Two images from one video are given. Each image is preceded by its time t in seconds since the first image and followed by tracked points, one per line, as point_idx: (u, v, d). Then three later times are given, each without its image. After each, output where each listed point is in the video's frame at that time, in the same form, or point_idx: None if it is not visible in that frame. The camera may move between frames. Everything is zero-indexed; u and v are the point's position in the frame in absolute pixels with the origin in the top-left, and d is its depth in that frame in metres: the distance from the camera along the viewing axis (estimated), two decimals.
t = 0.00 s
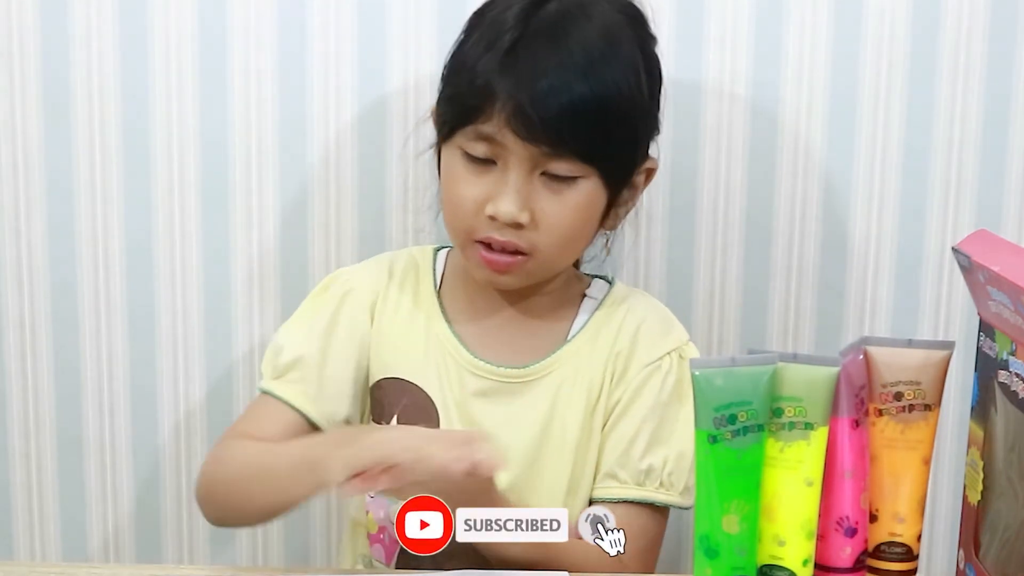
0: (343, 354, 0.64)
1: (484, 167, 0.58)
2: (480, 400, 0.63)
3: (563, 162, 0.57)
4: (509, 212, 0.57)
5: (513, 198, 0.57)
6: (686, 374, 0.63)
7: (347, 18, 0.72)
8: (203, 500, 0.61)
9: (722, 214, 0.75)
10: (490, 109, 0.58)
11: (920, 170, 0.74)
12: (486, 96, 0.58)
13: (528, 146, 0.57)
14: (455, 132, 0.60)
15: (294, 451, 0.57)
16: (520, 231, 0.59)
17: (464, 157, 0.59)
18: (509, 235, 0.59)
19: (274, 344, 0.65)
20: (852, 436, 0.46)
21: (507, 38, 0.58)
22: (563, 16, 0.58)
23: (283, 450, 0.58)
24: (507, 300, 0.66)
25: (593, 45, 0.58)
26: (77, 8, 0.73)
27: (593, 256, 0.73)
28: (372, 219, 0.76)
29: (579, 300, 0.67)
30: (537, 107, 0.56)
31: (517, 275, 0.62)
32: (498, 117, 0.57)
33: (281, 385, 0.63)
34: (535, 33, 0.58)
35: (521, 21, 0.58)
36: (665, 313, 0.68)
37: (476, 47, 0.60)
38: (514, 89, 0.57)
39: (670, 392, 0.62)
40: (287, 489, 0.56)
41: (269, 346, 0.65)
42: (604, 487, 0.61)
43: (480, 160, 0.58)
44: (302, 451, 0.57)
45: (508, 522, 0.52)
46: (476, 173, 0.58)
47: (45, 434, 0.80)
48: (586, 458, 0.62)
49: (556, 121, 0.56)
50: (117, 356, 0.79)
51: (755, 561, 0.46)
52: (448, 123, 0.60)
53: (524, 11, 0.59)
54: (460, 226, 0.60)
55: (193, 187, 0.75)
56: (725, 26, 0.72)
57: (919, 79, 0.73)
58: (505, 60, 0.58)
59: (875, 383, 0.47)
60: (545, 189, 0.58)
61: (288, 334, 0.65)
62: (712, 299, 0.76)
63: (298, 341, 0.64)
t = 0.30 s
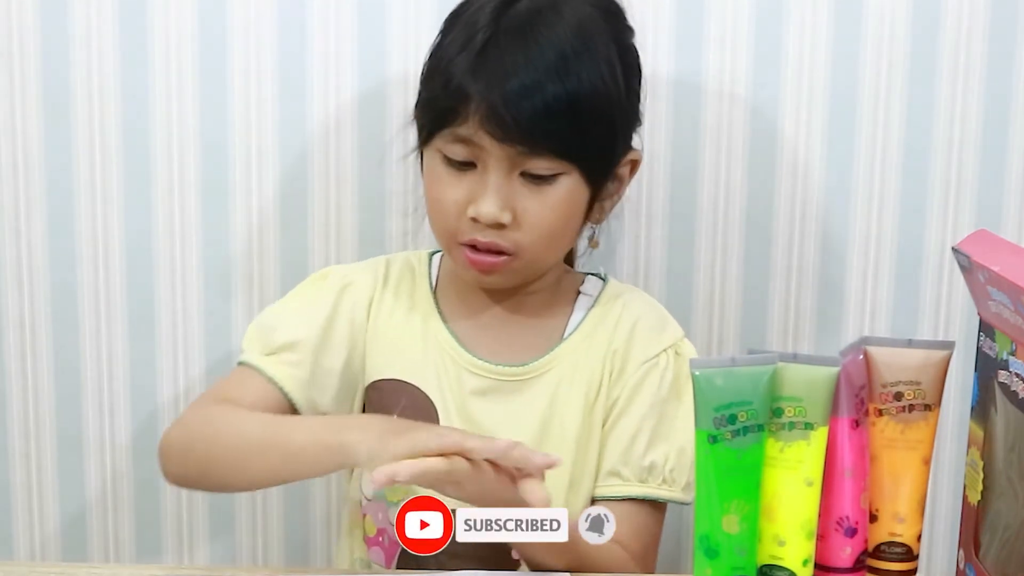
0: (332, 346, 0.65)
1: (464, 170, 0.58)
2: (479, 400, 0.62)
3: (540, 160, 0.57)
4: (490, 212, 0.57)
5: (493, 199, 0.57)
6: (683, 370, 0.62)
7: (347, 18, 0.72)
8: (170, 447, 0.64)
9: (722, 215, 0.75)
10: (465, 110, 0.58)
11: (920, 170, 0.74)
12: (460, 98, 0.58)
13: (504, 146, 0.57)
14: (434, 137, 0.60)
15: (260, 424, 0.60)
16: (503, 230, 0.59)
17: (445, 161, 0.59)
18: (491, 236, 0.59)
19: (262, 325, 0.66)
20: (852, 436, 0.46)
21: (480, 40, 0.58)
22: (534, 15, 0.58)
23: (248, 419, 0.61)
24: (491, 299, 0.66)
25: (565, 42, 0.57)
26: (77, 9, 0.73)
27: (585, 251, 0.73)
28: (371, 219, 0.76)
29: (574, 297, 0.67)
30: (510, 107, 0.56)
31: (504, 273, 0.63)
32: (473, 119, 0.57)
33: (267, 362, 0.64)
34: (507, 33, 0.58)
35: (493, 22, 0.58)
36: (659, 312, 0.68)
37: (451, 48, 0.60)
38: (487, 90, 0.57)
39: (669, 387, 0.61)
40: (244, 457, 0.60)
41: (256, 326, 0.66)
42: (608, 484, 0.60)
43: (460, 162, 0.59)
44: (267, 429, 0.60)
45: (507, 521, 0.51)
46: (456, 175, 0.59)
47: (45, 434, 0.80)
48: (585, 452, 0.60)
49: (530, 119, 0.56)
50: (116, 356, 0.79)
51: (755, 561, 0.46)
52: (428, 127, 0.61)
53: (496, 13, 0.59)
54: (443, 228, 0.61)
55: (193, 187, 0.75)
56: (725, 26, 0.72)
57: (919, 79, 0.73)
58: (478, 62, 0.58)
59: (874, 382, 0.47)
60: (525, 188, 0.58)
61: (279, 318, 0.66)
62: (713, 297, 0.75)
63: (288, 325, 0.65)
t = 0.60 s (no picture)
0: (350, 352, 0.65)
1: (457, 173, 0.58)
2: (474, 399, 0.63)
3: (533, 159, 0.57)
4: (484, 214, 0.57)
5: (487, 200, 0.57)
6: (678, 368, 0.63)
7: (347, 18, 0.72)
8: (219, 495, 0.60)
9: (722, 215, 0.75)
10: (455, 113, 0.58)
11: (920, 170, 0.74)
12: (449, 100, 0.58)
13: (495, 147, 0.57)
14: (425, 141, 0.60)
15: (302, 447, 0.58)
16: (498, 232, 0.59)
17: (437, 165, 0.59)
18: (485, 238, 0.59)
19: (276, 339, 0.64)
20: (852, 436, 0.46)
21: (467, 40, 0.58)
22: (521, 15, 0.58)
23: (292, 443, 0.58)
24: (488, 301, 0.66)
25: (553, 41, 0.57)
26: (77, 9, 0.73)
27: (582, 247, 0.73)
28: (371, 219, 0.76)
29: (568, 293, 0.67)
30: (501, 108, 0.56)
31: (498, 275, 0.62)
32: (463, 122, 0.57)
33: (292, 378, 0.62)
34: (494, 33, 0.58)
35: (479, 23, 0.58)
36: (652, 302, 0.68)
37: (438, 49, 0.60)
38: (475, 91, 0.57)
39: (663, 385, 0.62)
40: (295, 489, 0.57)
41: (268, 340, 0.65)
42: (607, 482, 0.59)
43: (453, 165, 0.58)
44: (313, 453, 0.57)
45: (507, 522, 0.51)
46: (449, 179, 0.59)
47: (45, 434, 0.80)
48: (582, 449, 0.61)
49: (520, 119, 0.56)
50: (116, 356, 0.78)
51: (756, 561, 0.46)
52: (418, 131, 0.61)
53: (482, 13, 0.59)
54: (437, 232, 0.61)
55: (193, 187, 0.75)
56: (725, 26, 0.72)
57: (919, 79, 0.73)
58: (466, 63, 0.58)
59: (874, 382, 0.47)
60: (518, 188, 0.58)
61: (293, 329, 0.64)
62: (713, 298, 0.76)
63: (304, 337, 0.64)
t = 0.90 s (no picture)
0: (342, 346, 0.65)
1: (454, 175, 0.58)
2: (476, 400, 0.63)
3: (529, 159, 0.57)
4: (483, 214, 0.57)
5: (485, 201, 0.57)
6: (681, 365, 0.63)
7: (347, 18, 0.72)
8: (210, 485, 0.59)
9: (722, 215, 0.75)
10: (448, 114, 0.58)
11: (920, 170, 0.74)
12: (443, 102, 0.58)
13: (491, 146, 0.57)
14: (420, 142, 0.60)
15: (284, 442, 0.57)
16: (496, 233, 0.59)
17: (433, 167, 0.59)
18: (483, 239, 0.59)
19: (269, 335, 0.65)
20: (852, 436, 0.46)
21: (460, 40, 0.58)
22: (514, 14, 0.58)
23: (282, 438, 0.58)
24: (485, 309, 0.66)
25: (546, 40, 0.57)
26: (78, 9, 0.73)
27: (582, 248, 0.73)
28: (371, 219, 0.76)
29: (569, 291, 0.67)
30: (494, 109, 0.56)
31: (497, 280, 0.62)
32: (458, 122, 0.57)
33: (279, 372, 0.63)
34: (487, 32, 0.58)
35: (472, 23, 0.58)
36: (655, 302, 0.68)
37: (431, 49, 0.60)
38: (469, 92, 0.57)
39: (668, 382, 0.62)
40: (278, 482, 0.56)
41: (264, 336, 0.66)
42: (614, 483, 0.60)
43: (449, 167, 0.59)
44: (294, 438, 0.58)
45: (508, 522, 0.52)
46: (446, 181, 0.59)
47: (45, 434, 0.80)
48: (585, 450, 0.61)
49: (513, 117, 0.56)
50: (116, 356, 0.78)
51: (756, 561, 0.46)
52: (413, 132, 0.61)
53: (475, 13, 0.59)
54: (435, 235, 0.61)
55: (193, 187, 0.75)
56: (725, 26, 0.73)
57: (919, 79, 0.73)
58: (460, 64, 0.58)
59: (874, 382, 0.47)
60: (515, 189, 0.58)
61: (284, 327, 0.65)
62: (713, 299, 0.76)
63: (293, 332, 0.64)
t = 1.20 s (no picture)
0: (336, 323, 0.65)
1: (450, 177, 0.58)
2: (480, 396, 0.63)
3: (523, 158, 0.57)
4: (479, 215, 0.57)
5: (481, 203, 0.57)
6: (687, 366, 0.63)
7: (347, 18, 0.72)
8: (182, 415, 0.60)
9: (722, 214, 0.75)
10: (441, 117, 0.58)
11: (920, 170, 0.74)
12: (435, 105, 0.58)
13: (485, 147, 0.57)
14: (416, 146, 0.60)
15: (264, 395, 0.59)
16: (493, 233, 0.59)
17: (430, 169, 0.59)
18: (480, 240, 0.59)
19: (267, 294, 0.65)
20: (852, 436, 0.46)
21: (453, 43, 0.59)
22: (506, 17, 0.58)
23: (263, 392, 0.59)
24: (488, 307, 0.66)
25: (537, 43, 0.57)
26: (78, 9, 0.73)
27: (585, 247, 0.74)
28: (371, 218, 0.76)
29: (572, 291, 0.67)
30: (484, 113, 0.56)
31: (497, 277, 0.63)
32: (450, 126, 0.58)
33: (270, 330, 0.63)
34: (478, 35, 0.58)
35: (465, 26, 0.59)
36: (657, 302, 0.68)
37: (426, 48, 0.60)
38: (459, 94, 0.57)
39: (673, 381, 0.61)
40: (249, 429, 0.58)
41: (262, 291, 0.66)
42: (627, 484, 0.60)
43: (445, 169, 0.59)
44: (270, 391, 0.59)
45: (508, 521, 0.51)
46: (442, 183, 0.59)
47: (45, 434, 0.80)
48: (590, 450, 0.61)
49: (499, 118, 0.56)
50: (116, 356, 0.78)
51: (755, 562, 0.46)
52: (410, 136, 0.61)
53: (468, 16, 0.59)
54: (434, 236, 0.61)
55: (194, 188, 0.75)
56: (725, 26, 0.73)
57: (919, 79, 0.73)
58: (452, 68, 0.58)
59: (874, 382, 0.47)
60: (512, 189, 0.58)
61: (283, 290, 0.65)
62: (713, 299, 0.76)
63: (290, 298, 0.65)
